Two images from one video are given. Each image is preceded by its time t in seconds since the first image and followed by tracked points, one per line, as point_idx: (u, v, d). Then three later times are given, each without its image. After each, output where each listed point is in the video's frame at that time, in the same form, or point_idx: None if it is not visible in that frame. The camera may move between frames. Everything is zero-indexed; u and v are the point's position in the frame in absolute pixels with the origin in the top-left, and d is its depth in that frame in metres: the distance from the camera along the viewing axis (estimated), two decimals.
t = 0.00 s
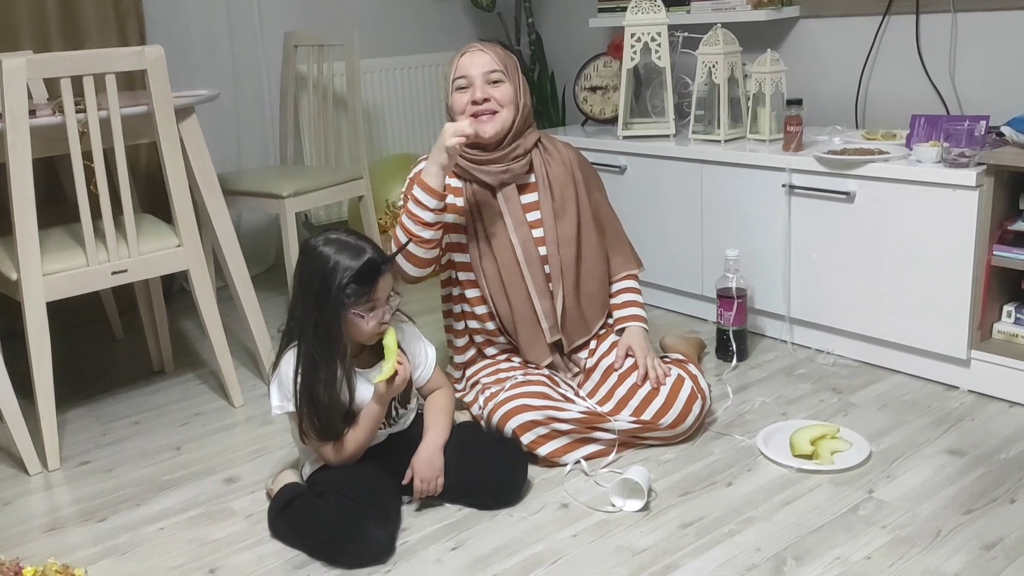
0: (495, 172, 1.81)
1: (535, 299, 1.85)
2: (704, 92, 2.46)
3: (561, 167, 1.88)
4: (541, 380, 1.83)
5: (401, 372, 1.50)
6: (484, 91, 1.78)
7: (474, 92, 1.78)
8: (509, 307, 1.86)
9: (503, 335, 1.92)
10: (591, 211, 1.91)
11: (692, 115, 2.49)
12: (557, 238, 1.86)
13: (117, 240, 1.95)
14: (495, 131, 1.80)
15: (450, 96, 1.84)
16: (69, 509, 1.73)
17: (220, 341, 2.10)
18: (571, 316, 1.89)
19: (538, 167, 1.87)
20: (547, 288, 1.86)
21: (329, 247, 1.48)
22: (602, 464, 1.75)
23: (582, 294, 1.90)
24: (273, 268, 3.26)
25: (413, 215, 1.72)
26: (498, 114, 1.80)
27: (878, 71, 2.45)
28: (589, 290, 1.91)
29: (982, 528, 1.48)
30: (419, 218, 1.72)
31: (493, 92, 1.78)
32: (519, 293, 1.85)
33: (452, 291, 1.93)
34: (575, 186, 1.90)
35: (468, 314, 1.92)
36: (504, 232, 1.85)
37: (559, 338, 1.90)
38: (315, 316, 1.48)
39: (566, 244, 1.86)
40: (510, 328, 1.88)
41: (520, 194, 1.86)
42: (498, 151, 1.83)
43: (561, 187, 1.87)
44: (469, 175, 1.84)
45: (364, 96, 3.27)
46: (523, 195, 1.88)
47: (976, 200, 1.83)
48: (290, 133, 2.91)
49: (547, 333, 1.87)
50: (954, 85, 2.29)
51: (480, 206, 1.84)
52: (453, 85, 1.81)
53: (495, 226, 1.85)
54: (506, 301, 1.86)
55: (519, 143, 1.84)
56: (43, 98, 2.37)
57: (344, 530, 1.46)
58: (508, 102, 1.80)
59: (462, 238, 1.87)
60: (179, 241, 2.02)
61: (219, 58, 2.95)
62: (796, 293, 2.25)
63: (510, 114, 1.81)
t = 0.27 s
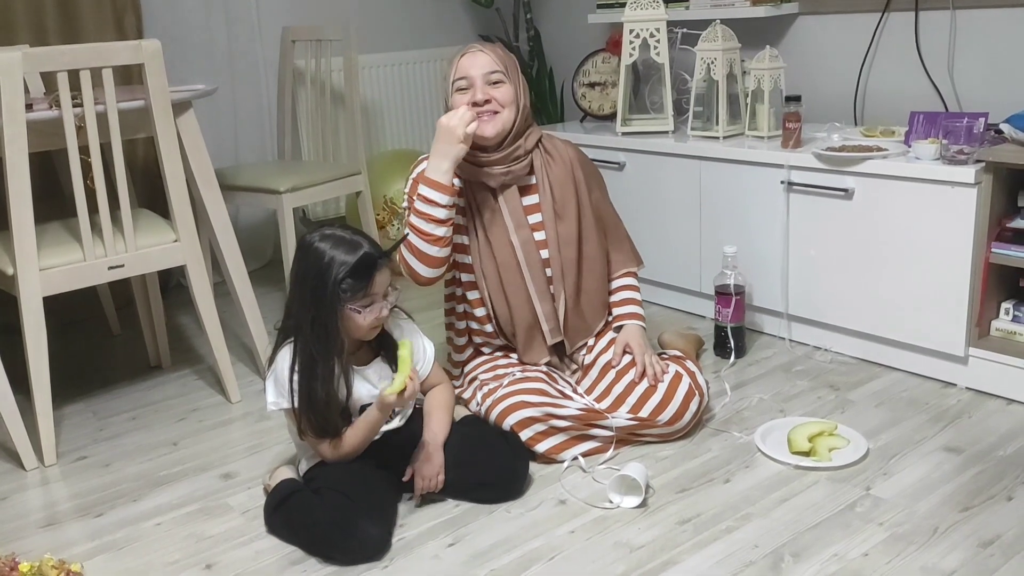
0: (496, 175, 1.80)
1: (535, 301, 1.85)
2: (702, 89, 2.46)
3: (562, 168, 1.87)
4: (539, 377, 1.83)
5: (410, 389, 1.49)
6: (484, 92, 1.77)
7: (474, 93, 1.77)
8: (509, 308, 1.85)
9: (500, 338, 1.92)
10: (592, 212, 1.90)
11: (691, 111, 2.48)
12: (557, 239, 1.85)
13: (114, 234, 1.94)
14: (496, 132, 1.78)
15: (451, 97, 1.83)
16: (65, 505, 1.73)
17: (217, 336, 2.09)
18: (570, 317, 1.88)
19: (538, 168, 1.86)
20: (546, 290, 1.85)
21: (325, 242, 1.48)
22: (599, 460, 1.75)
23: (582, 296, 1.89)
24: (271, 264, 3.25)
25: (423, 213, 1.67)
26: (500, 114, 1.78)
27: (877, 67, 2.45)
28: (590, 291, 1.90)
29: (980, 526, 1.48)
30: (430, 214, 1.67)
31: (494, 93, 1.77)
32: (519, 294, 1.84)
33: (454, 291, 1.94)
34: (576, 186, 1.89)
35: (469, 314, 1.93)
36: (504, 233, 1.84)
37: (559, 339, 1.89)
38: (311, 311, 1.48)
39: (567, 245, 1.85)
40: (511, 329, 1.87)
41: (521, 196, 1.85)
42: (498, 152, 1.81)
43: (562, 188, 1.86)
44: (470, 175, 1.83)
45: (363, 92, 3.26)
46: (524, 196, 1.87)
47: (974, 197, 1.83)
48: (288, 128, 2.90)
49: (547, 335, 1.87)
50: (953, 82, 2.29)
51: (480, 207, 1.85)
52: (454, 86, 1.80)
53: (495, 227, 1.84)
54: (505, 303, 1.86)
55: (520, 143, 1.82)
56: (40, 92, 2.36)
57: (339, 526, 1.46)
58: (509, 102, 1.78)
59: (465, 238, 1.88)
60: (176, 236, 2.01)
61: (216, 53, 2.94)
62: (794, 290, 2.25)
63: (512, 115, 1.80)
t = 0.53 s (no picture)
0: (501, 176, 1.81)
1: (538, 303, 1.85)
2: (701, 86, 2.46)
3: (566, 168, 1.88)
4: (538, 375, 1.83)
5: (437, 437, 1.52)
6: (489, 92, 1.77)
7: (478, 94, 1.77)
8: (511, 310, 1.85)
9: (500, 338, 1.92)
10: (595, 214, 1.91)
11: (692, 108, 2.50)
12: (560, 240, 1.85)
13: (112, 230, 1.94)
14: (501, 132, 1.79)
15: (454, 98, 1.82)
16: (63, 501, 1.73)
17: (214, 332, 2.09)
18: (572, 318, 1.89)
19: (542, 169, 1.86)
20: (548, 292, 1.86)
21: (318, 237, 1.48)
22: (597, 458, 1.75)
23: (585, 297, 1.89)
24: (269, 260, 3.25)
25: (428, 218, 1.66)
26: (504, 115, 1.78)
27: (875, 65, 2.45)
28: (592, 293, 1.90)
29: (976, 523, 1.48)
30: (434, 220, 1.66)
31: (498, 93, 1.77)
32: (521, 295, 1.84)
33: (455, 292, 1.93)
34: (580, 188, 1.89)
35: (470, 314, 1.92)
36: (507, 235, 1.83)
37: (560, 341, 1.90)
38: (303, 306, 1.48)
39: (570, 247, 1.86)
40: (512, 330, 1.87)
41: (524, 197, 1.86)
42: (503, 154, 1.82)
43: (566, 189, 1.86)
44: (474, 176, 1.82)
45: (361, 89, 3.25)
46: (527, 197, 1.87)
47: (972, 195, 1.83)
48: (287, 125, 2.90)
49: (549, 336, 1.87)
50: (951, 79, 2.29)
51: (484, 210, 1.83)
52: (458, 86, 1.80)
53: (499, 230, 1.83)
54: (507, 305, 1.86)
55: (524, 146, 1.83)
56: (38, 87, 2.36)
57: (336, 523, 1.46)
58: (513, 103, 1.78)
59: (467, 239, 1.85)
60: (174, 232, 2.01)
61: (214, 48, 2.94)
62: (792, 287, 2.25)
63: (516, 115, 1.80)
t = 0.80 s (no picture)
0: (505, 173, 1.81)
1: (539, 301, 1.85)
2: (699, 84, 2.47)
3: (570, 168, 1.88)
4: (537, 374, 1.83)
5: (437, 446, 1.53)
6: (493, 91, 1.77)
7: (483, 92, 1.77)
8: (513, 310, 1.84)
9: (499, 338, 1.93)
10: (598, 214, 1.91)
11: (691, 106, 2.50)
12: (563, 240, 1.85)
13: (110, 228, 1.94)
14: (505, 131, 1.79)
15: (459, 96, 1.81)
16: (61, 499, 1.72)
17: (213, 330, 2.09)
18: (572, 316, 1.89)
19: (546, 168, 1.86)
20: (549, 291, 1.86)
21: (314, 233, 1.49)
22: (597, 456, 1.75)
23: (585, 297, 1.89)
24: (267, 258, 3.25)
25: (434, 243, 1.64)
26: (509, 114, 1.78)
27: (875, 63, 2.45)
28: (592, 292, 1.90)
29: (975, 521, 1.48)
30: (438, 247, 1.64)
31: (503, 92, 1.77)
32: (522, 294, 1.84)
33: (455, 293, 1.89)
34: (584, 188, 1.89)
35: (469, 315, 1.90)
36: (510, 233, 1.82)
37: (560, 341, 1.90)
38: (298, 302, 1.48)
39: (572, 247, 1.85)
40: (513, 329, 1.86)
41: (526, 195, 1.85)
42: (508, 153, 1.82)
43: (569, 189, 1.86)
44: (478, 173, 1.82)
45: (360, 88, 3.25)
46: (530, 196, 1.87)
47: (972, 193, 1.83)
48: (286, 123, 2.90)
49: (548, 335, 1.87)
50: (950, 78, 2.29)
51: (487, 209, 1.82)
52: (462, 83, 1.79)
53: (502, 229, 1.82)
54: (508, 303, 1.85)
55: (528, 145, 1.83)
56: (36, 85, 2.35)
57: (334, 522, 1.46)
58: (516, 102, 1.78)
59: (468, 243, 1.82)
60: (173, 230, 2.00)
61: (213, 46, 2.93)
62: (791, 285, 2.25)
63: (520, 114, 1.80)
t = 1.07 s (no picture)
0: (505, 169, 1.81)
1: (539, 297, 1.85)
2: (699, 84, 2.46)
3: (571, 164, 1.87)
4: (537, 373, 1.83)
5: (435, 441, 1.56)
6: (491, 93, 1.77)
7: (481, 93, 1.77)
8: (512, 306, 1.85)
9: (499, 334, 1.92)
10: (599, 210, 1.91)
11: (691, 106, 2.50)
12: (563, 235, 1.85)
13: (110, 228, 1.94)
14: (504, 130, 1.79)
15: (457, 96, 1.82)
16: (61, 498, 1.72)
17: (213, 330, 2.09)
18: (571, 312, 1.89)
19: (546, 164, 1.86)
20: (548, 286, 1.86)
21: (316, 232, 1.49)
22: (596, 456, 1.75)
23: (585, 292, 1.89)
24: (267, 258, 3.25)
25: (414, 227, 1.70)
26: (507, 114, 1.79)
27: (875, 63, 2.45)
28: (592, 288, 1.90)
29: (975, 521, 1.48)
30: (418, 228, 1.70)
31: (501, 93, 1.78)
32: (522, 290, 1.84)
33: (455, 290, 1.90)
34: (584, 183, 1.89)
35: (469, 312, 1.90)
36: (509, 227, 1.83)
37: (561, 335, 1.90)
38: (300, 301, 1.48)
39: (572, 242, 1.86)
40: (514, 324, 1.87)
41: (526, 189, 1.86)
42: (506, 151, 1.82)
43: (569, 185, 1.86)
44: (478, 170, 1.83)
45: (360, 87, 3.25)
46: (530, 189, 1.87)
47: (972, 193, 1.83)
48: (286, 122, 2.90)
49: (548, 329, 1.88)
50: (950, 78, 2.29)
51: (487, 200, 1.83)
52: (460, 83, 1.80)
53: (501, 223, 1.83)
54: (506, 296, 1.85)
55: (529, 141, 1.82)
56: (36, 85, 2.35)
57: (333, 522, 1.46)
58: (515, 102, 1.79)
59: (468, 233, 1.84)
60: (173, 230, 2.00)
61: (213, 46, 2.93)
62: (791, 286, 2.25)
63: (519, 113, 1.80)
